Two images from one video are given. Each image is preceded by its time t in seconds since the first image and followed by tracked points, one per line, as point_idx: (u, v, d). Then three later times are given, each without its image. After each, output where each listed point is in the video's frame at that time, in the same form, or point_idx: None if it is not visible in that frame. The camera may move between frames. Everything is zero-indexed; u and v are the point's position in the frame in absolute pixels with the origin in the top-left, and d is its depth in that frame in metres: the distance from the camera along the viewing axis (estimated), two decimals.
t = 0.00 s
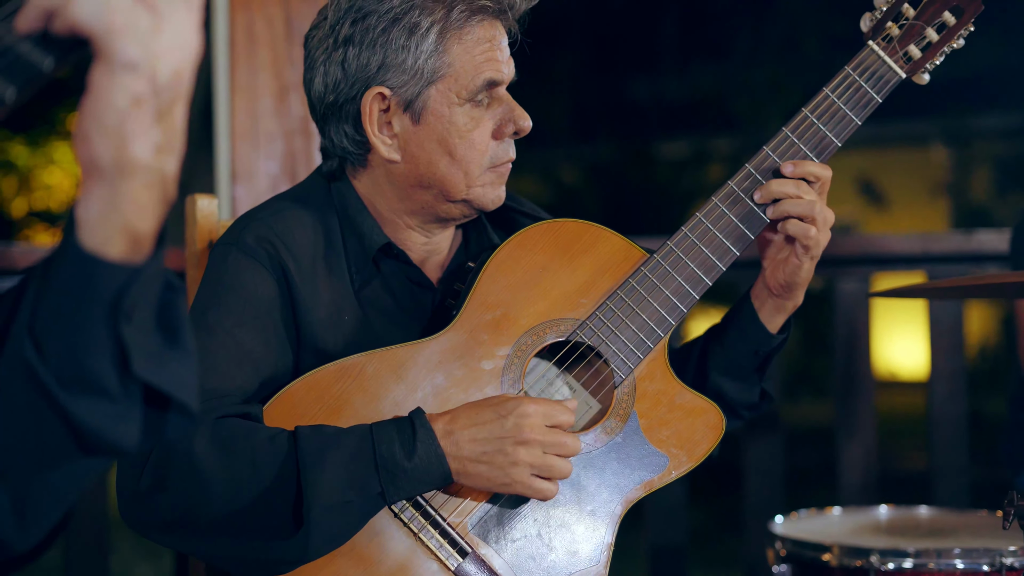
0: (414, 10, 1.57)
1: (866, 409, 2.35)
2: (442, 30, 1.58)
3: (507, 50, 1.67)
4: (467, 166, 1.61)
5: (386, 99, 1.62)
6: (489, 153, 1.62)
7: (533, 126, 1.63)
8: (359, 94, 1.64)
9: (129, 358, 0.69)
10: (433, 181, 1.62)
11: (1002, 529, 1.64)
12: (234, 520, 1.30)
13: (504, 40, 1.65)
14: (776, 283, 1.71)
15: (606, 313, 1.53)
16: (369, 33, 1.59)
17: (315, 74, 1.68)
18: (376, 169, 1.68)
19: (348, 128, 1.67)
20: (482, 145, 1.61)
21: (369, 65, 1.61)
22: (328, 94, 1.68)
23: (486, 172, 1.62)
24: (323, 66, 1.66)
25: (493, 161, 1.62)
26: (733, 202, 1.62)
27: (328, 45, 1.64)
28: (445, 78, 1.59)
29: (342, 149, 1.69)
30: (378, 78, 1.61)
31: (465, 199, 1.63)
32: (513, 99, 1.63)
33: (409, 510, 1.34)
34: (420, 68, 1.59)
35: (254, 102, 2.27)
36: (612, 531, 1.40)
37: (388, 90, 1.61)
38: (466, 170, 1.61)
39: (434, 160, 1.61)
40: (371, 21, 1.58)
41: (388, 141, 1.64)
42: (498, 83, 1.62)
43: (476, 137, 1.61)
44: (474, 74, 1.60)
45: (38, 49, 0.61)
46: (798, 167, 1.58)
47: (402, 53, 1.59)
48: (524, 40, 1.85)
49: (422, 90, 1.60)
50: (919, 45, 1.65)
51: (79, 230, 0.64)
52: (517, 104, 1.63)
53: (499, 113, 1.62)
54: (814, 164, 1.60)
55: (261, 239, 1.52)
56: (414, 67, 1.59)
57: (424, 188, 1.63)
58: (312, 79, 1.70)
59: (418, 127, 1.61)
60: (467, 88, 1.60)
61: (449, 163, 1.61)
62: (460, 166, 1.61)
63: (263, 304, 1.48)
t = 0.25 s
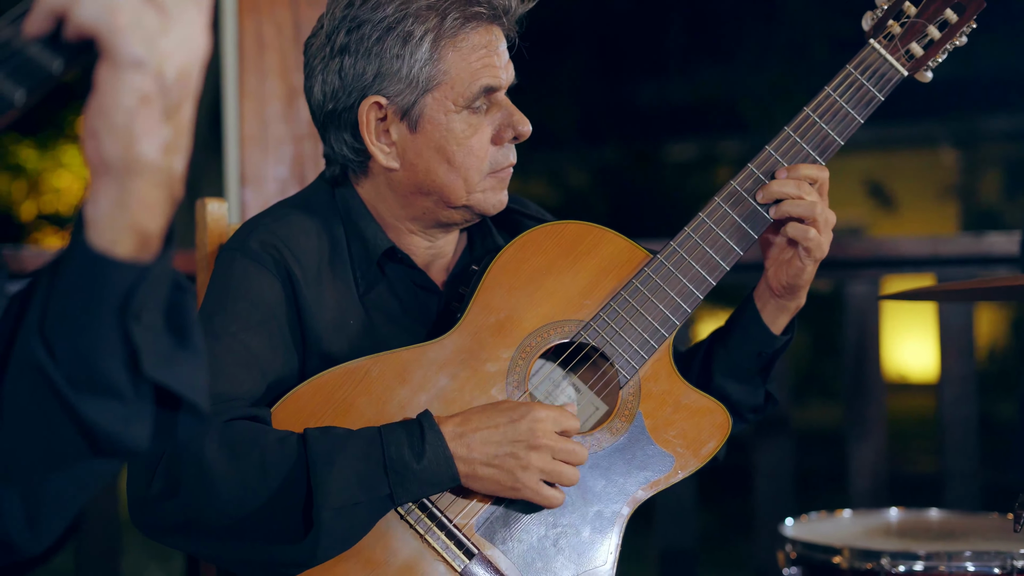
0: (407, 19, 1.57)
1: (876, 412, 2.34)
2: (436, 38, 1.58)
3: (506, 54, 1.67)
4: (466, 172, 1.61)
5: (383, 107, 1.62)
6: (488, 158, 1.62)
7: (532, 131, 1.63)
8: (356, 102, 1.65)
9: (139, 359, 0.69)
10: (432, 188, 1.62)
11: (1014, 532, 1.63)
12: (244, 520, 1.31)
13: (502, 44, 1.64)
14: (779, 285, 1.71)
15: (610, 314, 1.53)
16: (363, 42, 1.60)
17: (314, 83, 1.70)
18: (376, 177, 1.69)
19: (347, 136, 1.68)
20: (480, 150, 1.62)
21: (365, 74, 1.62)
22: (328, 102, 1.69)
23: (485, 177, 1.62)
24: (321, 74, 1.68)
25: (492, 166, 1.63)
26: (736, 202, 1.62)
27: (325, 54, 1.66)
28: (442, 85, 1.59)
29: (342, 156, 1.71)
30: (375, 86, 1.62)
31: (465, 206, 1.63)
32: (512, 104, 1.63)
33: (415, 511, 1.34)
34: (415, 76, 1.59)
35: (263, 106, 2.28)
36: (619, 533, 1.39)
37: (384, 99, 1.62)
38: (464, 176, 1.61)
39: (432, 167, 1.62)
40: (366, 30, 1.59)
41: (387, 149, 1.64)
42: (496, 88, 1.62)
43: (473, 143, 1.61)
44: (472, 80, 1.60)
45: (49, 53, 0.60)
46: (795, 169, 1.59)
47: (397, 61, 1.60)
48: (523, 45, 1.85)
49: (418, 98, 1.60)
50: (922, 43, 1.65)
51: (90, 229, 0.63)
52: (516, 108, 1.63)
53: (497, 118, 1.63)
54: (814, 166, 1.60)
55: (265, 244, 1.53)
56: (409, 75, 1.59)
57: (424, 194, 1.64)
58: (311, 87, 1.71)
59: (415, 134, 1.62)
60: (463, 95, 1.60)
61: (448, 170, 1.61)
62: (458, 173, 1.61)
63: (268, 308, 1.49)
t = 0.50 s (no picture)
0: (423, 27, 1.58)
1: (887, 415, 2.34)
2: (450, 47, 1.58)
3: (520, 62, 1.68)
4: (477, 181, 1.62)
5: (395, 115, 1.64)
6: (500, 167, 1.63)
7: (544, 141, 1.63)
8: (369, 108, 1.66)
9: (149, 363, 0.70)
10: (443, 195, 1.64)
11: None
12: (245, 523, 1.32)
13: (517, 52, 1.65)
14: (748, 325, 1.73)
15: (622, 316, 1.53)
16: (378, 49, 1.61)
17: (328, 85, 1.71)
18: (388, 183, 1.70)
19: (360, 141, 1.70)
20: (491, 159, 1.62)
21: (378, 81, 1.63)
22: (342, 106, 1.70)
23: (496, 186, 1.63)
24: (336, 77, 1.69)
25: (503, 175, 1.63)
26: (746, 206, 1.61)
27: (340, 57, 1.67)
28: (455, 94, 1.60)
29: (355, 160, 1.72)
30: (388, 94, 1.63)
31: (476, 213, 1.64)
32: (525, 113, 1.64)
33: (426, 513, 1.35)
34: (428, 85, 1.60)
35: (274, 107, 2.29)
36: (629, 535, 1.39)
37: (397, 107, 1.63)
38: (476, 185, 1.62)
39: (443, 175, 1.63)
40: (381, 37, 1.60)
41: (398, 156, 1.66)
42: (510, 98, 1.62)
43: (485, 152, 1.62)
44: (485, 89, 1.60)
45: (62, 56, 0.61)
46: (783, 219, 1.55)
47: (411, 69, 1.60)
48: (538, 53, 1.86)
49: (431, 106, 1.61)
50: (933, 47, 1.65)
51: (100, 231, 0.64)
52: (529, 118, 1.64)
53: (510, 127, 1.63)
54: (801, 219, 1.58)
55: (274, 248, 1.55)
56: (423, 83, 1.60)
57: (435, 202, 1.65)
58: (326, 90, 1.73)
59: (427, 142, 1.63)
60: (476, 105, 1.60)
61: (459, 179, 1.62)
62: (470, 181, 1.62)
63: (278, 312, 1.50)
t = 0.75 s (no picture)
0: (445, 32, 1.60)
1: (897, 419, 2.33)
2: (472, 52, 1.59)
3: (540, 69, 1.68)
4: (493, 186, 1.62)
5: (414, 118, 1.65)
6: (515, 173, 1.63)
7: (561, 147, 1.63)
8: (388, 111, 1.68)
9: (163, 370, 0.73)
10: (459, 199, 1.64)
11: None
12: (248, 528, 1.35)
13: (536, 59, 1.65)
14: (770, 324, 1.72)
15: (631, 320, 1.53)
16: (399, 52, 1.63)
17: (347, 88, 1.73)
18: (404, 185, 1.71)
19: (377, 144, 1.71)
20: (508, 164, 1.62)
21: (398, 84, 1.65)
22: (360, 108, 1.72)
23: (511, 192, 1.63)
24: (355, 81, 1.71)
25: (518, 181, 1.63)
26: (756, 207, 1.61)
27: (361, 61, 1.69)
28: (474, 99, 1.61)
29: (371, 163, 1.73)
30: (408, 97, 1.64)
31: (490, 217, 1.64)
32: (543, 120, 1.64)
33: (435, 517, 1.35)
34: (449, 89, 1.61)
35: (286, 111, 2.30)
36: (638, 539, 1.39)
37: (417, 110, 1.64)
38: (491, 189, 1.62)
39: (461, 179, 1.63)
40: (404, 41, 1.62)
41: (416, 159, 1.66)
42: (529, 104, 1.63)
43: (503, 156, 1.62)
44: (505, 95, 1.61)
45: (74, 64, 0.62)
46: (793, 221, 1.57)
47: (431, 72, 1.61)
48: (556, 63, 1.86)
49: (450, 111, 1.61)
50: (944, 47, 1.64)
51: (115, 241, 0.66)
52: (546, 124, 1.64)
53: (527, 133, 1.63)
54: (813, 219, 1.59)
55: (284, 253, 1.56)
56: (443, 88, 1.61)
57: (450, 205, 1.65)
58: (344, 93, 1.75)
59: (445, 145, 1.63)
60: (495, 110, 1.61)
61: (475, 183, 1.62)
62: (485, 186, 1.62)
63: (287, 316, 1.52)
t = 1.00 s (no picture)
0: (436, 29, 1.61)
1: (901, 424, 2.33)
2: (464, 48, 1.61)
3: (534, 65, 1.69)
4: (491, 184, 1.62)
5: (409, 116, 1.66)
6: (513, 169, 1.63)
7: (558, 143, 1.64)
8: (383, 111, 1.69)
9: (167, 373, 0.74)
10: (457, 197, 1.64)
11: None
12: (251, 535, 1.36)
13: (530, 55, 1.66)
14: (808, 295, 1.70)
15: (632, 322, 1.54)
16: (392, 51, 1.65)
17: (344, 91, 1.75)
18: (402, 186, 1.73)
19: (374, 144, 1.73)
20: (505, 161, 1.63)
21: (392, 84, 1.66)
22: (357, 110, 1.74)
23: (510, 189, 1.63)
24: (351, 83, 1.73)
25: (517, 177, 1.64)
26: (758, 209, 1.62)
27: (355, 63, 1.71)
28: (468, 95, 1.62)
29: (370, 165, 1.75)
30: (402, 95, 1.66)
31: (490, 215, 1.64)
32: (539, 115, 1.64)
33: (436, 523, 1.36)
34: (441, 87, 1.62)
35: (291, 115, 2.32)
36: (639, 542, 1.39)
37: (411, 109, 1.65)
38: (489, 187, 1.62)
39: (457, 177, 1.64)
40: (395, 40, 1.64)
41: (412, 158, 1.68)
42: (523, 101, 1.64)
43: (499, 152, 1.63)
44: (499, 91, 1.62)
45: (80, 70, 0.64)
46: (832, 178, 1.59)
47: (424, 70, 1.63)
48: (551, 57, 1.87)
49: (444, 108, 1.63)
50: (947, 45, 1.63)
51: (121, 244, 0.68)
52: (542, 120, 1.64)
53: (523, 129, 1.64)
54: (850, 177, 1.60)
55: (288, 259, 1.57)
56: (435, 86, 1.63)
57: (448, 204, 1.66)
58: (342, 95, 1.76)
59: (441, 143, 1.64)
60: (490, 107, 1.62)
61: (472, 180, 1.63)
62: (483, 183, 1.62)
63: (290, 320, 1.53)
